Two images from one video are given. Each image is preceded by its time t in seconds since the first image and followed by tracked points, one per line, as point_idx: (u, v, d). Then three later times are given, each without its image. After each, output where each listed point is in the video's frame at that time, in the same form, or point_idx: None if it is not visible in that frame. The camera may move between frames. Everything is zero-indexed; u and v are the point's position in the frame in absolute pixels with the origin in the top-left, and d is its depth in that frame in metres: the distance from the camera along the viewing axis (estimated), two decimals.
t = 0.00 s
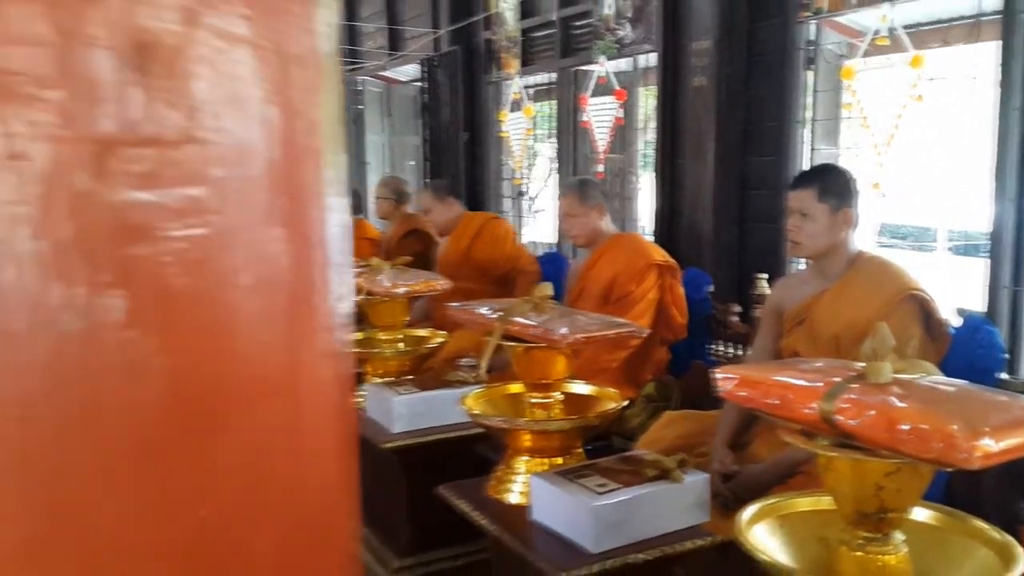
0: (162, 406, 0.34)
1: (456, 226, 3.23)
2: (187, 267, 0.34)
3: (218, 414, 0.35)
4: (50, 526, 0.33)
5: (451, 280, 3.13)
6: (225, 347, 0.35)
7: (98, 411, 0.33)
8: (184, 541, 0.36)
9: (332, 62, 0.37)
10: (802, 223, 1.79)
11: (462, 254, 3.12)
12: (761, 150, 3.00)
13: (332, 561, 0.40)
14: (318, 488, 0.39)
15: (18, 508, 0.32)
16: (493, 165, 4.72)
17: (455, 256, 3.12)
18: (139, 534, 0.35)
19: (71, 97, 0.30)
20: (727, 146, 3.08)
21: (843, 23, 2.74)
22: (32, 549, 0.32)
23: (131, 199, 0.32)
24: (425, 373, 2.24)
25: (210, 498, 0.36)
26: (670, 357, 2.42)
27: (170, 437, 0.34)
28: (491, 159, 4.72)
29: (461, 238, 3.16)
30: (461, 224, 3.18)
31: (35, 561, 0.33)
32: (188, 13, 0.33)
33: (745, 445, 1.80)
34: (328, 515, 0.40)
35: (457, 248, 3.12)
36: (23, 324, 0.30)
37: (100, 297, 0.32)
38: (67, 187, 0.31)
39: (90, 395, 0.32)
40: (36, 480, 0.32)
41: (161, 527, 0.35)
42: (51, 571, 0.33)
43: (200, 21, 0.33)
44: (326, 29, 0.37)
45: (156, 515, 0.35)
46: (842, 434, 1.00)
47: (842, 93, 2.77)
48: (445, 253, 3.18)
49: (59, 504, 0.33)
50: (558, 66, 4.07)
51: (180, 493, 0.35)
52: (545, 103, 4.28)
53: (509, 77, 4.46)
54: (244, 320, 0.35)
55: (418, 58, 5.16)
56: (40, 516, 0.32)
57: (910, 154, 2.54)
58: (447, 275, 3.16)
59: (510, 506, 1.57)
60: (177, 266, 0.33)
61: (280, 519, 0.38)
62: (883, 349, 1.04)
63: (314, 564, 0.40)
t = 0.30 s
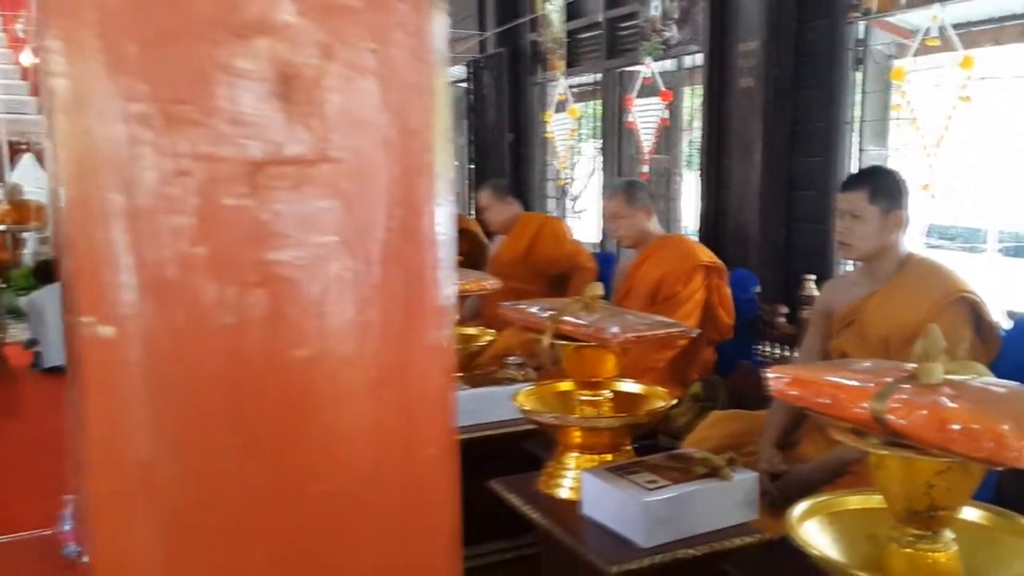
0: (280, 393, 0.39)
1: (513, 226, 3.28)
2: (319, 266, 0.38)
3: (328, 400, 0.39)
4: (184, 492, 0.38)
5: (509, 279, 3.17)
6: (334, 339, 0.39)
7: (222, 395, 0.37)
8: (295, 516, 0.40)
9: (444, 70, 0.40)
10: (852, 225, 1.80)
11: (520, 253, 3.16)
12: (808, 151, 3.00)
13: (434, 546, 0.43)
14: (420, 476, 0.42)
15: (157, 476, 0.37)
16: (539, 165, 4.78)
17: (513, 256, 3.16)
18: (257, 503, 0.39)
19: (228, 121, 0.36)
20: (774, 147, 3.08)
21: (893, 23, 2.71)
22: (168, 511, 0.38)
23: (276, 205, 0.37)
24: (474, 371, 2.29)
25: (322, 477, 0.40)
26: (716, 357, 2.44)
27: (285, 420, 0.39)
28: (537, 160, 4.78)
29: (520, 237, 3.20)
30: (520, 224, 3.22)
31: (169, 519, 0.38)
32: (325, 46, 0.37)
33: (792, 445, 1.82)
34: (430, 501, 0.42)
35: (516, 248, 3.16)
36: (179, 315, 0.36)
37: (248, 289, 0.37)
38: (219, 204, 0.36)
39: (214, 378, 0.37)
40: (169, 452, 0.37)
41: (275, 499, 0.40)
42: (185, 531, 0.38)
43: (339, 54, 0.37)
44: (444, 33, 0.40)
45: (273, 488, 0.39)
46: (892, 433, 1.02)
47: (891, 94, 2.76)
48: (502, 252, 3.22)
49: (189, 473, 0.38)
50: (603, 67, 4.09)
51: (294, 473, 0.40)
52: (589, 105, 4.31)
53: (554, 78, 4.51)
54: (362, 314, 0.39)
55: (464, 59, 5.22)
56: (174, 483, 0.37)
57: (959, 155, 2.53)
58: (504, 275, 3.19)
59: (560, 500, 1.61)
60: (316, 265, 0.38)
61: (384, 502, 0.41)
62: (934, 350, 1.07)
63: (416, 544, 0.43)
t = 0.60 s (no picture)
0: (393, 392, 0.41)
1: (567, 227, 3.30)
2: (438, 275, 0.40)
3: (437, 399, 0.41)
4: (308, 483, 0.40)
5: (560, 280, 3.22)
6: (444, 341, 0.41)
7: (340, 394, 0.39)
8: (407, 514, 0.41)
9: (540, 85, 0.42)
10: (909, 227, 1.80)
11: (571, 255, 3.18)
12: (857, 151, 2.98)
13: (535, 549, 0.44)
14: (523, 479, 0.43)
15: (282, 471, 0.39)
16: (583, 165, 4.80)
17: (565, 257, 3.19)
18: (372, 500, 0.41)
19: (351, 141, 0.38)
20: (823, 147, 3.06)
21: (946, 23, 2.69)
22: (292, 505, 0.39)
23: (398, 218, 0.40)
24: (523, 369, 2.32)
25: (433, 476, 0.42)
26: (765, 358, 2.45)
27: (398, 419, 0.41)
28: (581, 161, 4.81)
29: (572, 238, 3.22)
30: (574, 225, 3.24)
31: (294, 514, 0.39)
32: (439, 71, 0.39)
33: (843, 448, 1.82)
34: (532, 503, 0.44)
35: (567, 250, 3.19)
36: (306, 321, 0.38)
37: (372, 296, 0.39)
38: (343, 220, 0.39)
39: (334, 376, 0.39)
40: (293, 447, 0.39)
41: (388, 498, 0.41)
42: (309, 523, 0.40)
43: (453, 79, 0.39)
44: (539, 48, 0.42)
45: (389, 485, 0.41)
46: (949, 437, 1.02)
47: (943, 95, 2.74)
48: (553, 252, 3.25)
49: (311, 468, 0.39)
50: (650, 67, 4.09)
51: (407, 472, 0.41)
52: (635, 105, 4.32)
53: (601, 79, 4.52)
54: (472, 320, 0.41)
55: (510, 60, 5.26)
56: (299, 473, 0.39)
57: (1013, 156, 2.50)
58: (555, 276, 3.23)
59: (612, 499, 1.63)
60: (436, 275, 0.40)
61: (489, 504, 0.43)
62: (992, 354, 1.07)
63: (519, 549, 0.44)
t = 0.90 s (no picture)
0: (499, 393, 0.42)
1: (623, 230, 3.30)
2: (542, 279, 0.42)
3: (540, 401, 0.43)
4: (415, 478, 0.41)
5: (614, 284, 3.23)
6: (548, 343, 0.42)
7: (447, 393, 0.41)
8: (506, 513, 0.43)
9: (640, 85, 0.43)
10: (973, 228, 1.77)
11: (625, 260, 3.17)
12: (914, 149, 2.94)
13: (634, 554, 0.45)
14: (624, 483, 0.44)
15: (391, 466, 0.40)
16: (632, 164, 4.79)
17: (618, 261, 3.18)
18: (474, 498, 0.42)
19: (463, 145, 0.40)
20: (878, 145, 3.02)
21: (1006, 20, 2.61)
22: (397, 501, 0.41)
23: (505, 221, 0.41)
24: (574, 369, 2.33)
25: (534, 476, 0.43)
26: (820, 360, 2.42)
27: (503, 421, 0.42)
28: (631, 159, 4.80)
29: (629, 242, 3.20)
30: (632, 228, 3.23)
31: (401, 509, 0.41)
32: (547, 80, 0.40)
33: (902, 452, 1.79)
34: (631, 508, 0.44)
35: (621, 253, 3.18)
36: (418, 321, 0.40)
37: (479, 298, 0.41)
38: (453, 223, 0.40)
39: (440, 376, 0.41)
40: (403, 443, 0.41)
41: (490, 494, 0.42)
42: (417, 517, 0.42)
43: (561, 86, 0.40)
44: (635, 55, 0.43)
45: (493, 483, 0.42)
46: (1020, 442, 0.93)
47: (1003, 93, 2.64)
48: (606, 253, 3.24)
49: (417, 464, 0.41)
50: (700, 65, 4.06)
51: (508, 471, 0.43)
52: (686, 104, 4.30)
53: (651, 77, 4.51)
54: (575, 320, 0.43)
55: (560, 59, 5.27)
56: (407, 469, 0.41)
57: None
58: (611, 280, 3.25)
59: (667, 499, 1.63)
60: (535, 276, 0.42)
61: (589, 506, 0.44)
62: None
63: (618, 555, 0.45)
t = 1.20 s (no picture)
0: (578, 401, 0.44)
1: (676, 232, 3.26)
2: (623, 284, 0.44)
3: (621, 407, 0.45)
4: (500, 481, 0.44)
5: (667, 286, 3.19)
6: (632, 348, 0.45)
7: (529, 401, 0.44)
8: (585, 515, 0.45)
9: (731, 87, 0.45)
10: None
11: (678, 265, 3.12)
12: (979, 148, 2.85)
13: (714, 552, 0.47)
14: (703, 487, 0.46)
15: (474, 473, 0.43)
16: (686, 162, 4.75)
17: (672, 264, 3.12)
18: (555, 501, 0.45)
19: (546, 148, 0.42)
20: (941, 145, 2.93)
21: None
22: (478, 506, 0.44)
23: (587, 224, 0.43)
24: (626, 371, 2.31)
25: (612, 480, 0.45)
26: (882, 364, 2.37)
27: (580, 428, 0.45)
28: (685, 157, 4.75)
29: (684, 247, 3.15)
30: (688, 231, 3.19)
31: (484, 514, 0.44)
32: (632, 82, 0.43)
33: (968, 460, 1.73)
34: (709, 509, 0.47)
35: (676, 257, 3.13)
36: (507, 328, 0.43)
37: (565, 306, 0.44)
38: (539, 227, 0.43)
39: (524, 384, 0.44)
40: (489, 447, 0.43)
41: (569, 498, 0.45)
42: (500, 518, 0.44)
43: (648, 89, 0.43)
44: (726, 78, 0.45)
45: (576, 487, 0.45)
46: None
47: None
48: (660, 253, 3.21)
49: (501, 467, 0.44)
50: (755, 62, 4.00)
51: (588, 475, 0.45)
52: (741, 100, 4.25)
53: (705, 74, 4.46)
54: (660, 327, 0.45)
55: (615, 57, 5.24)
56: (493, 471, 0.44)
57: None
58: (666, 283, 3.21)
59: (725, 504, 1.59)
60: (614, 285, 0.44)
61: (668, 509, 0.46)
62: None
63: (695, 556, 0.47)
